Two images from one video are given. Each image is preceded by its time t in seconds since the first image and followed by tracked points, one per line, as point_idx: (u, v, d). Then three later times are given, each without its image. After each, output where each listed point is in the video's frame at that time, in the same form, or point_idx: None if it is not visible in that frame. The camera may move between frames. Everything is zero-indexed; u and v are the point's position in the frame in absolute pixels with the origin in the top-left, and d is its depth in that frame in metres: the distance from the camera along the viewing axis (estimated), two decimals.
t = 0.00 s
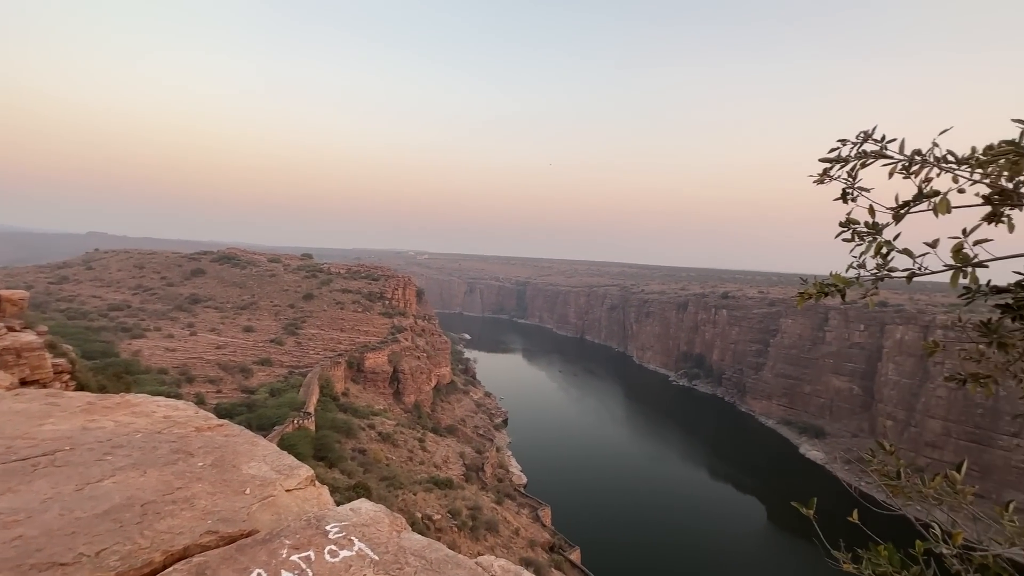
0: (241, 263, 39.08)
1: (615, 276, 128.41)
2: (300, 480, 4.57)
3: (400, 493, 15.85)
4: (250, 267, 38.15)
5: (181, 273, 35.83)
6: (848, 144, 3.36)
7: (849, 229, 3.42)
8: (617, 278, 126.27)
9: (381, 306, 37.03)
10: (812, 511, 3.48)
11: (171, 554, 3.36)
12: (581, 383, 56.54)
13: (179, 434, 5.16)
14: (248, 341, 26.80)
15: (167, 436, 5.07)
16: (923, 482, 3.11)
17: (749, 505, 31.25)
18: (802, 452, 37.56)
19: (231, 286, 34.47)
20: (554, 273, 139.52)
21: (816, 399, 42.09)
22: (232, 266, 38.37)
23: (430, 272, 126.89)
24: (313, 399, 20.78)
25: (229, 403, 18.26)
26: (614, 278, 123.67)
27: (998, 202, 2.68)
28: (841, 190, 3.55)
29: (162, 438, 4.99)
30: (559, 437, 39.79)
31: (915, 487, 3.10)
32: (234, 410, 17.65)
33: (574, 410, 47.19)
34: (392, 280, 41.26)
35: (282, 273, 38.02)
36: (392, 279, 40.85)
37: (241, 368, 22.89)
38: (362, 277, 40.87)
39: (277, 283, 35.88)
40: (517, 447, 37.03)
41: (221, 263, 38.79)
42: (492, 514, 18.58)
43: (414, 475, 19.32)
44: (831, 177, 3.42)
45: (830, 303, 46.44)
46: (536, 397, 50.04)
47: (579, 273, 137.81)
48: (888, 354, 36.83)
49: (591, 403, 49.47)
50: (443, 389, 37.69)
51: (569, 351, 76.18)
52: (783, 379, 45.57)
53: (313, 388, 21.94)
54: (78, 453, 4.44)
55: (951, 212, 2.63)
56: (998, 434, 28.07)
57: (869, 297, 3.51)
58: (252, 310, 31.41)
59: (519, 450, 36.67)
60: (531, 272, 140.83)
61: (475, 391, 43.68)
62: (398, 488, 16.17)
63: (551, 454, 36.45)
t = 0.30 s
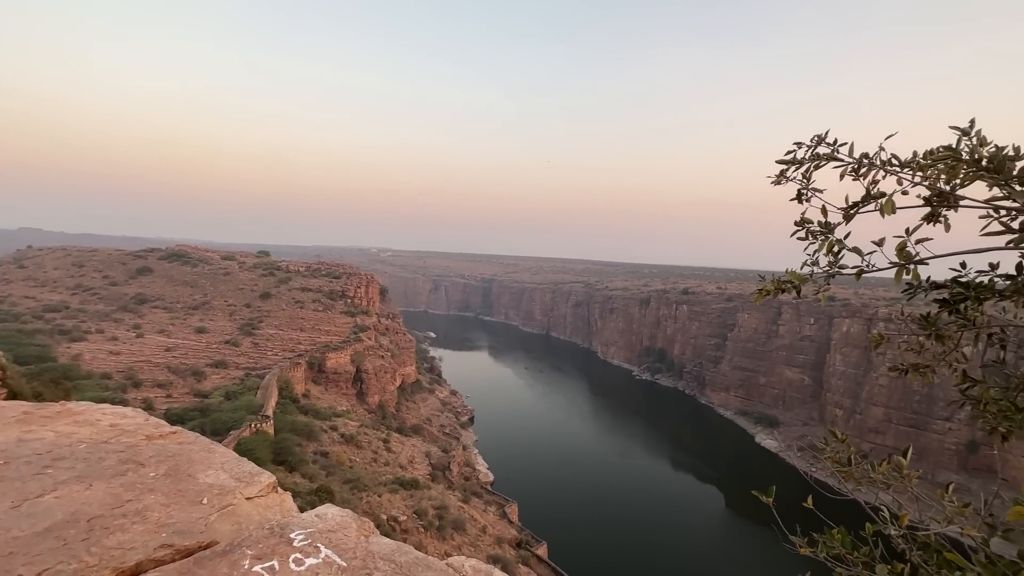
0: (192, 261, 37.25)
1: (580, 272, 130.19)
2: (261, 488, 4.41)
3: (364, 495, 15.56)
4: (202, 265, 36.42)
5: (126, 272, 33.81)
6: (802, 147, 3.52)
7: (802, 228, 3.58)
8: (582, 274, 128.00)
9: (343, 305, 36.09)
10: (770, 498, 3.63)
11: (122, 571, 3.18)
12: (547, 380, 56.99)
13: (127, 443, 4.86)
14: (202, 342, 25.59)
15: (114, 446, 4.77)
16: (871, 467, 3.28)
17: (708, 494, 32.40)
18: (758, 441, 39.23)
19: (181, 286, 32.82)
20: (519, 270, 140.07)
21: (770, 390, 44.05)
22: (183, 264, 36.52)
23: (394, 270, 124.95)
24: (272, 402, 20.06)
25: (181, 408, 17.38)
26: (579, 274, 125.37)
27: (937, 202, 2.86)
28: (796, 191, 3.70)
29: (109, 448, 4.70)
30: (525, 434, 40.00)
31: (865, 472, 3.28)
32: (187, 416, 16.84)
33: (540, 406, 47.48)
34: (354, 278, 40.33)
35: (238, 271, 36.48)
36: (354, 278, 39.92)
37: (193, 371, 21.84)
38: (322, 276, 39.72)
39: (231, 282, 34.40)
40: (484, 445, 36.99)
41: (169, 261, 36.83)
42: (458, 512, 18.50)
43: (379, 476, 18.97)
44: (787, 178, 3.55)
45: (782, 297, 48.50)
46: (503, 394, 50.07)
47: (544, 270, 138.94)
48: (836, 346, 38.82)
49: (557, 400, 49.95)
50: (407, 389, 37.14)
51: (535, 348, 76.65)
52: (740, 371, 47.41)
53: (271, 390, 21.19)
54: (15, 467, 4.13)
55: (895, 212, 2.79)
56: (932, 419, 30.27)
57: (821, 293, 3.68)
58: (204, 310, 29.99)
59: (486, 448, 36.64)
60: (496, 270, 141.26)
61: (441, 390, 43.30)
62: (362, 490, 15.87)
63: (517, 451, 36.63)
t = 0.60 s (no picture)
0: (126, 257, 34.79)
1: (538, 267, 131.55)
2: (209, 494, 4.22)
3: (319, 497, 15.14)
4: (137, 262, 34.08)
5: (49, 269, 31.15)
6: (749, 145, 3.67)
7: (748, 224, 3.74)
8: (539, 269, 129.16)
9: (294, 302, 34.78)
10: (720, 481, 3.81)
11: None
12: (506, 375, 57.20)
13: (56, 453, 4.51)
14: (138, 343, 24.00)
15: (41, 455, 4.41)
16: (810, 449, 3.49)
17: (662, 480, 33.61)
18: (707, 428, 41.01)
19: (114, 283, 30.61)
20: (477, 265, 139.74)
21: (718, 378, 46.14)
22: (116, 260, 34.05)
23: (348, 265, 121.68)
24: (217, 405, 19.08)
25: (116, 414, 16.24)
26: (536, 269, 126.54)
27: (868, 200, 3.07)
28: (743, 187, 3.86)
29: (34, 458, 4.34)
30: (484, 429, 40.00)
31: (806, 453, 3.50)
32: (123, 422, 15.75)
33: (499, 401, 47.63)
34: (305, 274, 38.92)
35: (178, 268, 34.41)
36: (305, 274, 38.52)
37: (129, 373, 20.45)
38: (271, 272, 38.11)
39: (171, 278, 32.40)
40: (443, 442, 36.73)
41: (100, 257, 34.23)
42: (417, 510, 18.33)
43: (334, 478, 18.48)
44: (735, 176, 3.70)
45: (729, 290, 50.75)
46: (461, 390, 49.83)
47: (502, 265, 139.34)
48: (778, 336, 41.03)
49: (516, 394, 50.29)
50: (363, 387, 36.29)
51: (493, 343, 76.79)
52: (690, 361, 49.35)
53: (217, 391, 20.15)
54: None
55: (831, 210, 2.97)
56: (862, 401, 32.65)
57: (765, 285, 3.87)
58: (141, 309, 28.10)
59: (445, 445, 36.39)
60: (454, 265, 140.34)
61: (398, 387, 42.61)
62: (317, 492, 15.42)
63: (476, 447, 36.61)
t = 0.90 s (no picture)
0: (36, 252, 31.58)
1: (488, 262, 131.71)
2: (135, 507, 4.72)
3: (262, 503, 14.48)
4: (49, 258, 31.01)
5: None
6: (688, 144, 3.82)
7: (689, 219, 3.91)
8: (490, 264, 129.32)
9: (231, 300, 32.89)
10: (663, 465, 3.98)
11: None
12: (457, 370, 56.87)
13: None
14: (53, 347, 21.92)
15: None
16: (745, 431, 3.72)
17: (610, 468, 34.65)
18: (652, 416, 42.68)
19: (22, 281, 27.73)
20: (427, 260, 137.99)
21: (662, 368, 48.12)
22: (23, 256, 30.83)
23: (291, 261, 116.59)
24: (146, 411, 17.77)
25: (27, 425, 14.76)
26: (487, 264, 126.66)
27: (795, 198, 3.29)
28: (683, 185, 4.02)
29: None
30: (436, 426, 39.60)
31: (740, 435, 3.73)
32: (35, 433, 14.35)
33: (451, 397, 47.32)
34: (243, 270, 36.88)
35: (98, 264, 31.64)
36: (243, 270, 36.50)
37: (42, 380, 18.65)
38: (206, 268, 35.86)
39: (90, 276, 29.76)
40: (393, 441, 36.02)
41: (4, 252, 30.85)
42: (368, 510, 17.94)
43: (278, 482, 17.73)
44: (676, 173, 3.85)
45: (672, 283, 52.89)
46: (412, 387, 49.04)
47: (452, 260, 138.37)
48: (716, 326, 43.23)
49: (468, 389, 50.13)
50: (308, 387, 34.97)
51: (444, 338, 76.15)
52: (637, 352, 51.12)
53: (146, 397, 18.78)
54: None
55: (763, 207, 3.16)
56: (791, 386, 35.07)
57: (705, 277, 4.06)
58: (54, 309, 25.63)
59: (395, 443, 35.70)
60: (402, 260, 137.83)
61: (346, 386, 41.37)
62: (259, 498, 14.74)
63: (428, 444, 36.18)
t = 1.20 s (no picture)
0: None
1: (431, 257, 129.98)
2: (33, 532, 5.32)
3: (189, 515, 13.53)
4: None
5: None
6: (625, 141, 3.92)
7: (625, 214, 4.04)
8: (433, 259, 127.56)
9: (149, 299, 30.28)
10: (601, 452, 4.11)
11: None
12: (400, 367, 55.71)
13: None
14: None
15: None
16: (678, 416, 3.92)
17: (554, 458, 35.39)
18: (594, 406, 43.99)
19: None
20: (367, 255, 133.99)
21: (603, 359, 49.69)
22: None
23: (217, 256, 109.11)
24: (48, 422, 16.03)
25: None
26: (429, 258, 124.90)
27: (721, 195, 3.48)
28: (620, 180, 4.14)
29: None
30: (379, 425, 38.63)
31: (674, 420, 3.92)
32: None
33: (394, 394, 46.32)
34: (162, 266, 34.04)
35: None
36: (163, 266, 33.70)
37: None
38: (118, 264, 32.82)
39: None
40: (334, 441, 34.77)
41: None
42: (307, 515, 17.24)
43: (207, 492, 16.61)
44: (613, 169, 3.96)
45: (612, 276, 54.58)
46: (353, 386, 47.44)
47: (394, 255, 135.23)
48: (653, 317, 45.17)
49: (411, 386, 49.27)
50: (239, 389, 33.00)
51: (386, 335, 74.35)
52: (579, 344, 52.43)
53: (49, 406, 16.95)
54: None
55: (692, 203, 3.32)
56: (721, 371, 37.34)
57: (641, 270, 4.21)
58: None
59: (335, 444, 34.45)
60: (341, 255, 132.91)
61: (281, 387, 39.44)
62: (186, 509, 13.76)
63: (370, 443, 35.26)
